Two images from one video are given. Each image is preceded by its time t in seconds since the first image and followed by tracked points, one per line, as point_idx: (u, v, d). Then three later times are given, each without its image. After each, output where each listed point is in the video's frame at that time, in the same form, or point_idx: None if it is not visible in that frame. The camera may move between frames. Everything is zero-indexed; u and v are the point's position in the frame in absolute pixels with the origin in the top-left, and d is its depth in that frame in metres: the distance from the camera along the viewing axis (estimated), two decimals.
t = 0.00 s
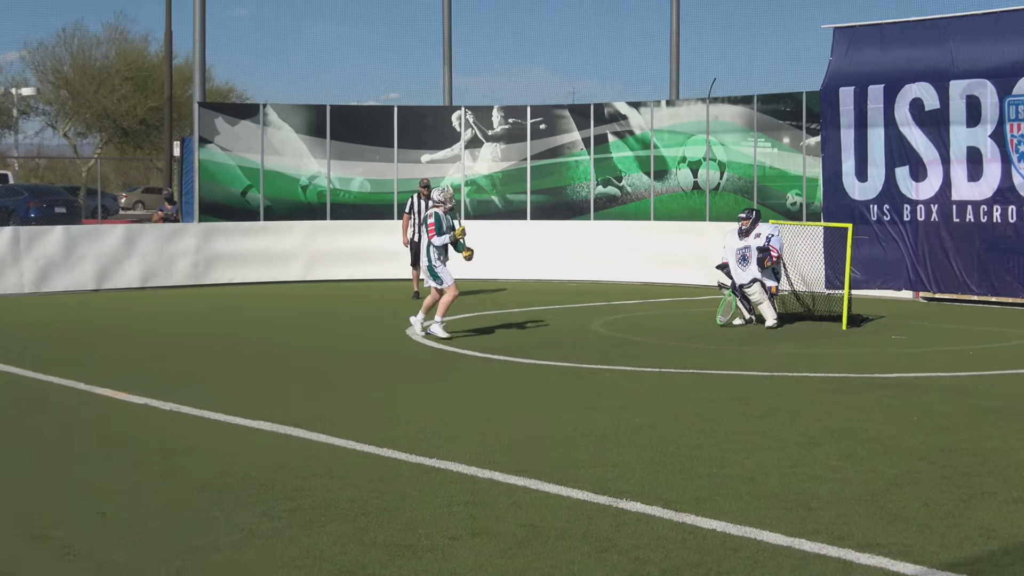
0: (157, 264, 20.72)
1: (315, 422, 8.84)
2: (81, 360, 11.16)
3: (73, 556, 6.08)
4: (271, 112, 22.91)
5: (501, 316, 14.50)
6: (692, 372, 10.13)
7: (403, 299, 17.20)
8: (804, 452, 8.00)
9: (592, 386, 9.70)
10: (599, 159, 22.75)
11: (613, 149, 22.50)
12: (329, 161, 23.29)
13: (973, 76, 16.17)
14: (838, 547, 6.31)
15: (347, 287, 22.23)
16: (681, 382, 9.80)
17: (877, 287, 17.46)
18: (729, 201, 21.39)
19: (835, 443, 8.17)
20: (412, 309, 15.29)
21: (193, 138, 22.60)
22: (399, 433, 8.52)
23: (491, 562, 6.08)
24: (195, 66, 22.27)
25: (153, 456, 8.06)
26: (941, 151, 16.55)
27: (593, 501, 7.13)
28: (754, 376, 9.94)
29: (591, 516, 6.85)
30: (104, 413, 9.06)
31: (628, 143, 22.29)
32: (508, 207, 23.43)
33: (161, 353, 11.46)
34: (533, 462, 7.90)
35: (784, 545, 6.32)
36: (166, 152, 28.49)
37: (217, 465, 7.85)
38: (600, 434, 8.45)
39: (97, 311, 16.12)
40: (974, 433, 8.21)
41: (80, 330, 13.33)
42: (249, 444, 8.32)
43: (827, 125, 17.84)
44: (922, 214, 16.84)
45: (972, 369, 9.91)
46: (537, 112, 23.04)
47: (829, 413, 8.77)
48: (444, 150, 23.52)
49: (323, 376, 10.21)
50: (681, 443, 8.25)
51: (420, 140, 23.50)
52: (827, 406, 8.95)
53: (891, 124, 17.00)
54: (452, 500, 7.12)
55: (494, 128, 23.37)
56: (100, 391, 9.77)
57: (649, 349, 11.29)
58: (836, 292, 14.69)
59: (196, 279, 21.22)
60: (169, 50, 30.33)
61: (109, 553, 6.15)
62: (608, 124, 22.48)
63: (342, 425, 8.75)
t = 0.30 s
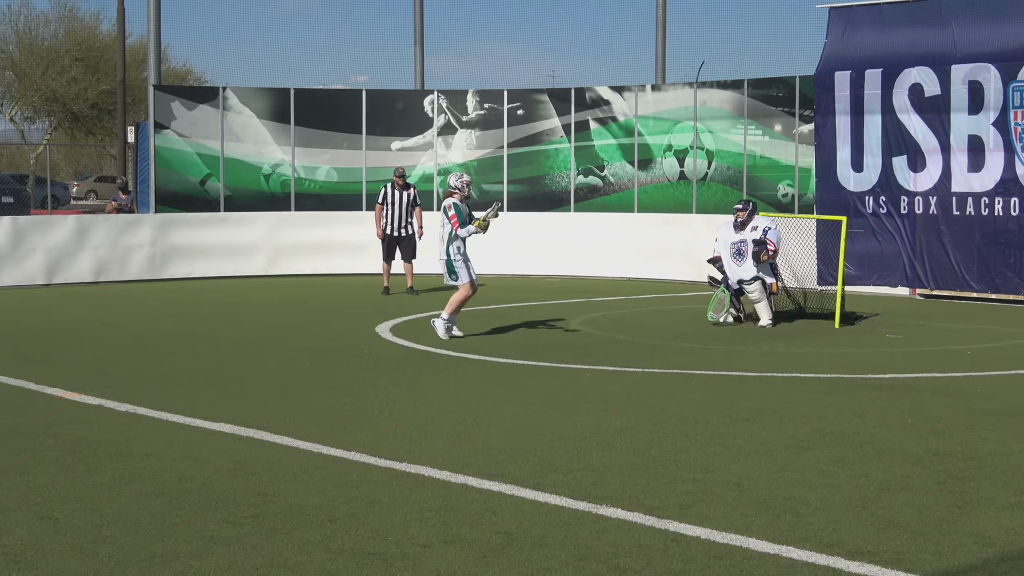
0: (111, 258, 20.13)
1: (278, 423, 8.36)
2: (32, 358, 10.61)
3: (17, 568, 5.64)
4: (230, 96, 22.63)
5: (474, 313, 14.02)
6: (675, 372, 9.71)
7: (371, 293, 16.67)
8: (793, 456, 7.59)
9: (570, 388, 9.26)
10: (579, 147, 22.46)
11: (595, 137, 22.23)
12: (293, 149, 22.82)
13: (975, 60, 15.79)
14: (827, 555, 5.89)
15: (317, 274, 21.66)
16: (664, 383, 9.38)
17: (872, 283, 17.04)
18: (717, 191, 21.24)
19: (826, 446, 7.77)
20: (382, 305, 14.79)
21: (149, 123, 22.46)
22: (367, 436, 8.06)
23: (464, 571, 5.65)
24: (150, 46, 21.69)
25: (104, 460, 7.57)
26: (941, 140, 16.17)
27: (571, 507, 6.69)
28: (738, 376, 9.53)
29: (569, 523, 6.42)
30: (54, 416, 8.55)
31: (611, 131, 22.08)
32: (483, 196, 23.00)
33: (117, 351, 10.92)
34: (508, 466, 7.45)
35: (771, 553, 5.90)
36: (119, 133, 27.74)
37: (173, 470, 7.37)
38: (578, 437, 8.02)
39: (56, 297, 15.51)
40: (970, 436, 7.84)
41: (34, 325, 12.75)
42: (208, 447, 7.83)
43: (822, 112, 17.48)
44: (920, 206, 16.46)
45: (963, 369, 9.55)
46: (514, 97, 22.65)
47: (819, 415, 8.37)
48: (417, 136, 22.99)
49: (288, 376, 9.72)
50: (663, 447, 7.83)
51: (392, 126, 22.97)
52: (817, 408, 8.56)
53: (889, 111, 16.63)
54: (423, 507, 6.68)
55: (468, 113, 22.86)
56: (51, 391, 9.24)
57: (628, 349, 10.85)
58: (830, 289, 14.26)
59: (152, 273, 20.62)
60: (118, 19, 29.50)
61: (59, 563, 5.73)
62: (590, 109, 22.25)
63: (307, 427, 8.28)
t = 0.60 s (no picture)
0: (92, 249, 20.05)
1: (260, 417, 8.33)
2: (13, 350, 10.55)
3: None
4: (212, 89, 22.75)
5: (458, 306, 13.98)
6: (659, 367, 9.71)
7: (355, 287, 16.62)
8: (775, 451, 7.59)
9: (554, 382, 9.25)
10: (563, 141, 22.32)
11: (578, 131, 22.11)
12: (275, 142, 22.94)
13: (958, 56, 15.81)
14: (808, 549, 5.90)
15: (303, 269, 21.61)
16: (648, 377, 9.37)
17: (855, 278, 17.10)
18: (702, 186, 21.39)
19: (809, 441, 7.77)
20: (366, 299, 14.74)
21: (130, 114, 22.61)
22: (350, 430, 8.03)
23: (447, 564, 5.65)
24: (132, 39, 21.59)
25: (84, 452, 7.53)
26: (924, 135, 16.21)
27: (554, 502, 6.68)
28: (720, 371, 9.53)
29: (552, 517, 6.41)
30: (33, 408, 8.50)
31: (594, 125, 21.95)
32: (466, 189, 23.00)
33: (98, 344, 10.86)
34: (490, 460, 7.44)
35: (753, 547, 5.90)
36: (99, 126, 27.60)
37: (154, 462, 7.34)
38: (561, 431, 8.01)
39: (38, 291, 15.43)
40: (952, 431, 7.85)
41: (15, 317, 12.68)
42: (190, 440, 7.79)
43: (806, 106, 17.52)
44: (902, 201, 16.51)
45: (947, 364, 9.56)
46: (498, 90, 22.57)
47: (803, 410, 8.38)
48: (399, 130, 22.99)
49: (271, 370, 9.69)
50: (646, 441, 7.82)
51: (374, 120, 22.95)
52: (800, 402, 8.56)
53: (872, 106, 16.69)
54: (405, 500, 6.66)
55: (451, 107, 22.82)
56: (32, 383, 9.20)
57: (611, 343, 10.84)
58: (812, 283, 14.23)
59: (134, 265, 20.50)
60: (99, 10, 29.32)
61: (40, 556, 5.70)
62: (573, 104, 22.11)
63: (289, 420, 8.25)
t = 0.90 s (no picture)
0: (71, 240, 19.93)
1: (239, 407, 8.31)
2: None
3: None
4: (193, 78, 22.70)
5: (437, 296, 13.97)
6: (639, 357, 9.71)
7: (336, 278, 16.60)
8: (755, 441, 7.61)
9: (534, 372, 9.25)
10: (543, 131, 22.42)
11: (558, 122, 22.20)
12: (256, 132, 22.92)
13: (939, 47, 15.86)
14: (787, 539, 5.91)
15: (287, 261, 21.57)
16: (628, 367, 9.39)
17: (835, 268, 17.21)
18: (682, 176, 21.56)
19: (788, 431, 7.79)
20: (346, 289, 14.71)
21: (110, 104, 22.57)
22: (330, 420, 8.02)
23: (428, 554, 5.65)
24: (112, 28, 21.45)
25: (63, 443, 7.48)
26: (904, 126, 16.26)
27: (533, 491, 6.68)
28: (700, 361, 9.55)
29: (532, 507, 6.42)
30: (11, 399, 8.44)
31: (575, 115, 22.05)
32: (447, 180, 23.01)
33: (76, 334, 10.81)
34: (470, 450, 7.44)
35: (732, 537, 5.92)
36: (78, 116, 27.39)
37: (133, 453, 7.31)
38: (541, 421, 8.02)
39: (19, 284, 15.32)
40: (930, 421, 7.89)
41: None
42: (169, 431, 7.76)
43: (786, 97, 17.57)
44: (882, 192, 16.56)
45: (927, 354, 9.61)
46: (478, 80, 22.51)
47: (782, 400, 8.40)
48: (379, 120, 22.96)
49: (251, 360, 9.66)
50: (626, 430, 7.84)
51: (354, 109, 22.94)
52: (780, 392, 8.59)
53: (852, 98, 16.72)
54: (385, 491, 6.65)
55: (432, 97, 22.84)
56: (9, 373, 9.14)
57: (591, 333, 10.86)
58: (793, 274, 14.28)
59: (114, 255, 20.41)
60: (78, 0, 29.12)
61: (19, 547, 5.67)
62: (554, 94, 22.17)
63: (269, 411, 8.23)
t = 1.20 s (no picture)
0: (54, 233, 19.81)
1: (223, 400, 8.30)
2: None
3: None
4: (176, 71, 22.76)
5: (422, 289, 13.95)
6: (624, 350, 9.71)
7: (323, 271, 16.58)
8: (740, 433, 7.61)
9: (518, 365, 9.24)
10: (528, 123, 22.48)
11: (542, 115, 22.28)
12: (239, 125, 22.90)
13: (923, 40, 15.87)
14: (770, 531, 5.92)
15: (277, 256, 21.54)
16: (613, 360, 9.39)
17: (818, 262, 17.17)
18: (666, 169, 21.60)
19: (772, 424, 7.80)
20: (331, 282, 14.68)
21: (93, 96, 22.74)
22: (314, 413, 8.01)
23: (411, 548, 5.65)
24: (95, 21, 21.37)
25: (46, 436, 7.46)
26: (888, 118, 16.28)
27: (517, 484, 6.68)
28: (685, 354, 9.56)
29: (516, 500, 6.42)
30: None
31: (559, 108, 22.13)
32: (432, 173, 23.02)
33: (61, 328, 10.77)
34: (454, 443, 7.43)
35: (716, 530, 5.91)
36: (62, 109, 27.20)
37: (117, 446, 7.29)
38: (526, 414, 8.02)
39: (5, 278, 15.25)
40: (915, 413, 7.91)
41: None
42: (152, 424, 7.74)
43: (770, 90, 17.59)
44: (865, 185, 16.58)
45: (913, 347, 9.63)
46: (463, 73, 22.59)
47: (766, 393, 8.42)
48: (363, 113, 22.99)
49: (236, 354, 9.65)
50: (610, 423, 7.84)
51: (337, 101, 22.93)
52: (765, 385, 8.60)
53: (836, 90, 16.74)
54: (369, 484, 6.64)
55: (416, 89, 22.87)
56: None
57: (576, 326, 10.86)
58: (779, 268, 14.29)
59: (97, 248, 20.34)
60: None
61: (1, 540, 5.65)
62: (538, 87, 22.27)
63: (253, 404, 8.22)
